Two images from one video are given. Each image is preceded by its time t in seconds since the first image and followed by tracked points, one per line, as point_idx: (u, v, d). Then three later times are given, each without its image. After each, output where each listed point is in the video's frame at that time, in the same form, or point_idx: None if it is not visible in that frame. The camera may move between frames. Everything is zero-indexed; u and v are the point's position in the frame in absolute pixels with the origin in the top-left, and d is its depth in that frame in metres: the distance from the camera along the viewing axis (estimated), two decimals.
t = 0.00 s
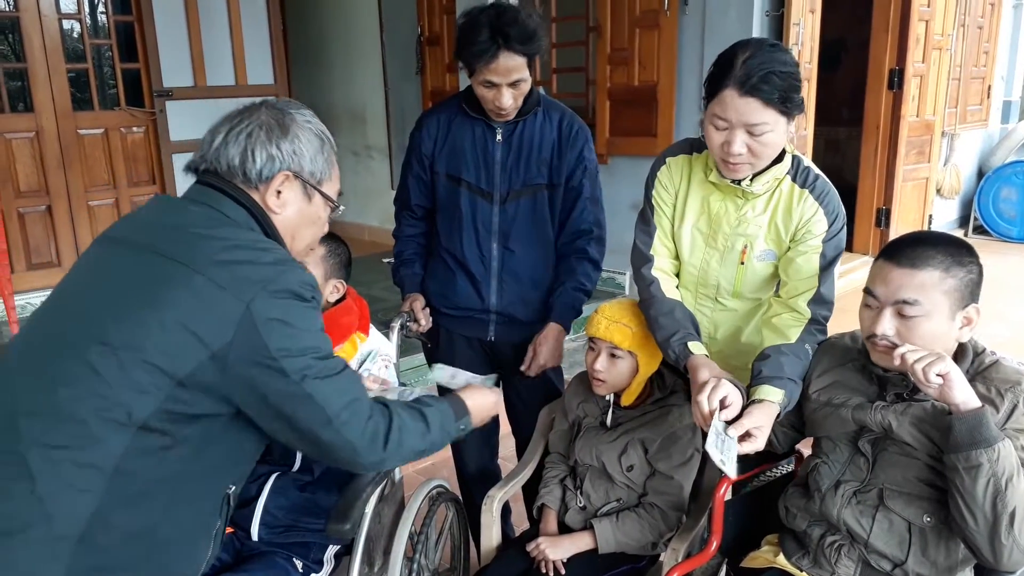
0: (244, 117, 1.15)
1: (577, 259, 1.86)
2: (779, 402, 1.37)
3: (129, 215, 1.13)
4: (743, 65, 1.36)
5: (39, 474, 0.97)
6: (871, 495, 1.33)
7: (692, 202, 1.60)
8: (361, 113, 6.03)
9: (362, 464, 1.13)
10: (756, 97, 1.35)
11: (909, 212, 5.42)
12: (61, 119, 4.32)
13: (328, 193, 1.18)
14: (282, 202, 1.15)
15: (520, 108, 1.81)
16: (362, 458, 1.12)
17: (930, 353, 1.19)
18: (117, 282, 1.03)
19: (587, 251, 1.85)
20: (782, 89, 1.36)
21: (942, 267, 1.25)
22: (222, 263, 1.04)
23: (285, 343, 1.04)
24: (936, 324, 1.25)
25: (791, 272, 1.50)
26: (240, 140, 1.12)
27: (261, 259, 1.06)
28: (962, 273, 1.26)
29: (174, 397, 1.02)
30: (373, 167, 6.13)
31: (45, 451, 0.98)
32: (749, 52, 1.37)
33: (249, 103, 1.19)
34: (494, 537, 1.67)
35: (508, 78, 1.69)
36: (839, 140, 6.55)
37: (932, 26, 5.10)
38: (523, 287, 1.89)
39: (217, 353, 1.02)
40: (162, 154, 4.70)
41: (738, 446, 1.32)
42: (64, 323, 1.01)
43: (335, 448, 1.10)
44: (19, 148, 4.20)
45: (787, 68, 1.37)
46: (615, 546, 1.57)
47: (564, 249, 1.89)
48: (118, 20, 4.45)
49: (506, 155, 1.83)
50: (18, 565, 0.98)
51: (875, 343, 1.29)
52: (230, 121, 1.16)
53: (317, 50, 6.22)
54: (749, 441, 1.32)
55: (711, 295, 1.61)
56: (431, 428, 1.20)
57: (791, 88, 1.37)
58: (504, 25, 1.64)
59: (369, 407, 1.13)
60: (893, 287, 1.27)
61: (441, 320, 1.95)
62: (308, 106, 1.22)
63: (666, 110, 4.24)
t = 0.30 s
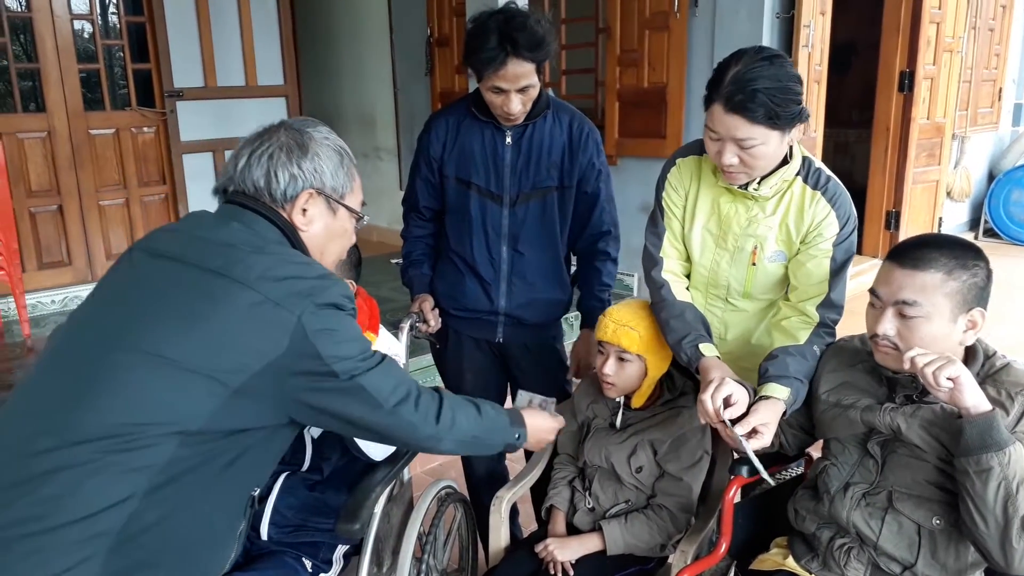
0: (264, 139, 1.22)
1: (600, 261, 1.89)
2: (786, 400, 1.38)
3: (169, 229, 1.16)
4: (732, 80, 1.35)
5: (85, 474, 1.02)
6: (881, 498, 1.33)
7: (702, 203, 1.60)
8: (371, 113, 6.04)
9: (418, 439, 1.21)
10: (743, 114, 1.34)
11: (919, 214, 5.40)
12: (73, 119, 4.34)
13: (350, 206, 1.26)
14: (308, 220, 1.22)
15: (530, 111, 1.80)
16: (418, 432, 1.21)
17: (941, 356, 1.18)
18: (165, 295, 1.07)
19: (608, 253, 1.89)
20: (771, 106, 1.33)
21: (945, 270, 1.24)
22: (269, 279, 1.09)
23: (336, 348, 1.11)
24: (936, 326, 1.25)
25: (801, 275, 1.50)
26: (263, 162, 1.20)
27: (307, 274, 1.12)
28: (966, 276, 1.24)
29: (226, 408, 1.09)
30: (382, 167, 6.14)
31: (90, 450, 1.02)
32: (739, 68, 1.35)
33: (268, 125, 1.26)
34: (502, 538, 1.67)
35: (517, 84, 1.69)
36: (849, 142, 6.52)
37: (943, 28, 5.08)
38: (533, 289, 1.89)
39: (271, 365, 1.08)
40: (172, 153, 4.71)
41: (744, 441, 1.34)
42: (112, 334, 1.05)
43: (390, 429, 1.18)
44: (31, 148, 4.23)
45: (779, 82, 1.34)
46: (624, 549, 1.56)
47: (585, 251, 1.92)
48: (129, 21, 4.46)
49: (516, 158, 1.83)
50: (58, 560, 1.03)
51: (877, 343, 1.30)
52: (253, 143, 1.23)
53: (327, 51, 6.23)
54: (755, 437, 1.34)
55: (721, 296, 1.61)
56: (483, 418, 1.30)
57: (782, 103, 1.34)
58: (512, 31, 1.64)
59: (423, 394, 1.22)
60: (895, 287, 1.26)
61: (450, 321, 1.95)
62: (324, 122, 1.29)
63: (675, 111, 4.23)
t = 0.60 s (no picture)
0: (292, 159, 1.26)
1: (607, 265, 1.90)
2: (794, 393, 1.39)
3: (203, 238, 1.18)
4: (729, 86, 1.35)
5: (116, 473, 1.02)
6: (888, 499, 1.32)
7: (709, 204, 1.59)
8: (378, 115, 6.05)
9: (444, 439, 1.24)
10: (742, 119, 1.34)
11: (928, 216, 5.38)
12: (82, 120, 4.36)
13: (374, 224, 1.29)
14: (334, 237, 1.25)
15: (538, 114, 1.80)
16: (444, 432, 1.23)
17: (948, 359, 1.17)
18: (200, 302, 1.08)
19: (614, 257, 1.89)
20: (770, 110, 1.33)
21: (947, 272, 1.23)
22: (303, 291, 1.11)
23: (365, 358, 1.14)
24: (938, 327, 1.24)
25: (810, 275, 1.49)
26: (292, 181, 1.22)
27: (339, 286, 1.15)
28: (968, 278, 1.24)
29: (263, 413, 1.10)
30: (389, 169, 6.16)
31: (122, 448, 1.02)
32: (736, 73, 1.35)
33: (295, 145, 1.30)
34: (510, 539, 1.67)
35: (527, 87, 1.69)
36: (857, 145, 6.50)
37: (952, 30, 5.07)
38: (542, 290, 1.89)
39: (307, 372, 1.10)
40: (180, 155, 4.72)
41: (760, 432, 1.33)
42: (145, 338, 1.06)
43: (416, 429, 1.21)
44: (41, 149, 4.25)
45: (778, 87, 1.33)
46: (634, 547, 1.55)
47: (595, 254, 1.91)
48: (139, 23, 4.48)
49: (524, 160, 1.83)
50: (88, 554, 1.01)
51: (881, 344, 1.30)
52: (281, 162, 1.27)
53: (334, 53, 6.25)
54: (766, 429, 1.34)
55: (730, 296, 1.60)
56: (506, 421, 1.32)
57: (780, 108, 1.33)
58: (522, 35, 1.64)
59: (447, 397, 1.25)
60: (897, 290, 1.26)
61: (458, 323, 1.95)
62: (349, 144, 1.32)
63: (682, 113, 4.23)
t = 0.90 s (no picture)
0: (313, 169, 1.28)
1: (605, 267, 1.91)
2: (793, 388, 1.41)
3: (224, 242, 1.20)
4: (728, 86, 1.36)
5: (135, 470, 1.02)
6: (887, 499, 1.33)
7: (710, 204, 1.60)
8: (379, 114, 6.05)
9: (457, 443, 1.25)
10: (740, 118, 1.34)
11: (928, 218, 5.39)
12: (84, 118, 4.37)
13: (390, 236, 1.32)
14: (352, 247, 1.28)
15: (541, 113, 1.81)
16: (457, 436, 1.25)
17: (947, 361, 1.17)
18: (222, 304, 1.10)
19: (612, 258, 1.91)
20: (768, 109, 1.33)
21: (941, 272, 1.24)
22: (322, 297, 1.12)
23: (381, 363, 1.15)
24: (933, 328, 1.24)
25: (811, 274, 1.50)
26: (313, 191, 1.25)
27: (358, 293, 1.16)
28: (963, 279, 1.24)
29: (281, 415, 1.11)
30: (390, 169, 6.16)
31: (140, 445, 1.02)
32: (735, 73, 1.36)
33: (316, 157, 1.32)
34: (509, 538, 1.67)
35: (530, 87, 1.69)
36: (857, 147, 6.51)
37: (953, 32, 5.08)
38: (543, 289, 1.89)
39: (326, 377, 1.12)
40: (182, 153, 4.72)
41: (756, 429, 1.35)
42: (166, 338, 1.08)
43: (430, 433, 1.22)
44: (42, 146, 4.26)
45: (775, 87, 1.34)
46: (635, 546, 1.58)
47: (593, 256, 1.92)
48: (141, 21, 4.47)
49: (526, 159, 1.84)
50: (103, 549, 1.01)
51: (879, 344, 1.31)
52: (302, 172, 1.29)
53: (336, 52, 6.25)
54: (762, 425, 1.36)
55: (730, 294, 1.61)
56: (518, 427, 1.34)
57: (778, 108, 1.34)
58: (525, 35, 1.65)
59: (459, 403, 1.27)
60: (893, 291, 1.27)
61: (459, 322, 1.96)
62: (369, 158, 1.35)
63: (683, 114, 4.24)
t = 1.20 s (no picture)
0: (332, 177, 1.29)
1: (609, 273, 1.90)
2: (798, 393, 1.42)
3: (240, 248, 1.20)
4: (732, 92, 1.36)
5: (153, 472, 1.02)
6: (891, 504, 1.33)
7: (715, 208, 1.60)
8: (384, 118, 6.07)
9: (469, 449, 1.25)
10: (743, 124, 1.35)
11: (932, 223, 5.38)
12: (90, 121, 4.39)
13: (405, 244, 1.33)
14: (367, 254, 1.28)
15: (547, 119, 1.81)
16: (469, 442, 1.25)
17: (953, 370, 1.17)
18: (240, 307, 1.10)
19: (617, 264, 1.90)
20: (771, 114, 1.34)
21: (938, 279, 1.24)
22: (340, 304, 1.14)
23: (396, 368, 1.16)
24: (934, 335, 1.25)
25: (817, 279, 1.50)
26: (332, 199, 1.26)
27: (374, 300, 1.18)
28: (960, 284, 1.24)
29: (298, 419, 1.11)
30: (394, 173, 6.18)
31: (159, 446, 1.02)
32: (738, 79, 1.36)
33: (334, 165, 1.33)
34: (513, 542, 1.67)
35: (535, 92, 1.70)
36: (861, 152, 6.51)
37: (957, 38, 5.08)
38: (547, 293, 1.90)
39: (343, 382, 1.13)
40: (187, 157, 4.73)
41: (758, 434, 1.36)
42: (185, 341, 1.08)
43: (443, 438, 1.23)
44: (48, 150, 4.28)
45: (779, 92, 1.34)
46: (639, 552, 1.58)
47: (597, 262, 1.92)
48: (147, 25, 4.49)
49: (532, 164, 1.85)
50: (119, 551, 1.01)
51: (880, 350, 1.31)
52: (321, 180, 1.30)
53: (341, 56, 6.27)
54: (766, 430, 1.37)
55: (734, 299, 1.61)
56: (528, 434, 1.35)
57: (781, 113, 1.34)
58: (530, 41, 1.65)
59: (472, 409, 1.27)
60: (893, 297, 1.27)
61: (464, 326, 1.96)
62: (386, 168, 1.36)
63: (687, 119, 4.24)
